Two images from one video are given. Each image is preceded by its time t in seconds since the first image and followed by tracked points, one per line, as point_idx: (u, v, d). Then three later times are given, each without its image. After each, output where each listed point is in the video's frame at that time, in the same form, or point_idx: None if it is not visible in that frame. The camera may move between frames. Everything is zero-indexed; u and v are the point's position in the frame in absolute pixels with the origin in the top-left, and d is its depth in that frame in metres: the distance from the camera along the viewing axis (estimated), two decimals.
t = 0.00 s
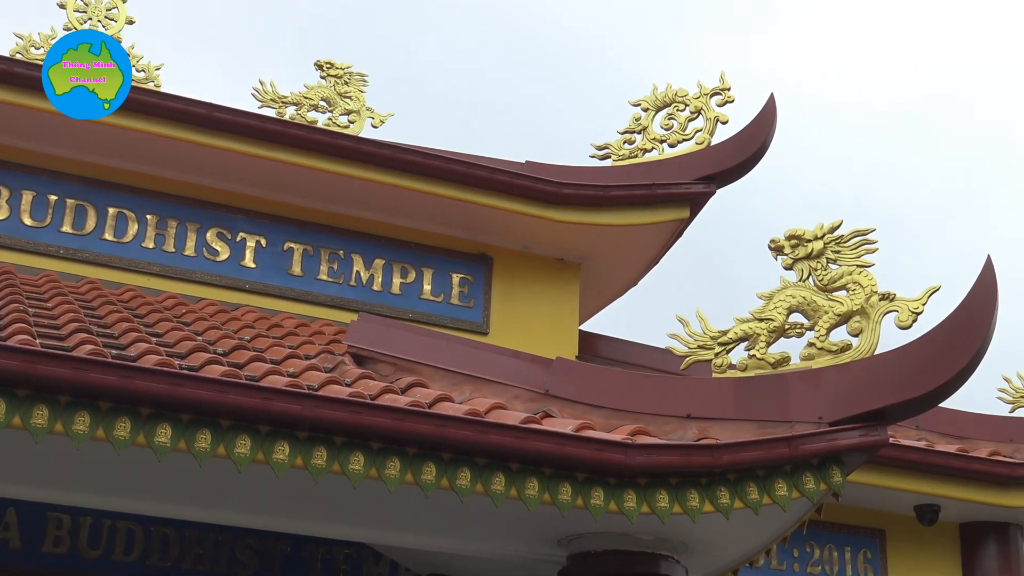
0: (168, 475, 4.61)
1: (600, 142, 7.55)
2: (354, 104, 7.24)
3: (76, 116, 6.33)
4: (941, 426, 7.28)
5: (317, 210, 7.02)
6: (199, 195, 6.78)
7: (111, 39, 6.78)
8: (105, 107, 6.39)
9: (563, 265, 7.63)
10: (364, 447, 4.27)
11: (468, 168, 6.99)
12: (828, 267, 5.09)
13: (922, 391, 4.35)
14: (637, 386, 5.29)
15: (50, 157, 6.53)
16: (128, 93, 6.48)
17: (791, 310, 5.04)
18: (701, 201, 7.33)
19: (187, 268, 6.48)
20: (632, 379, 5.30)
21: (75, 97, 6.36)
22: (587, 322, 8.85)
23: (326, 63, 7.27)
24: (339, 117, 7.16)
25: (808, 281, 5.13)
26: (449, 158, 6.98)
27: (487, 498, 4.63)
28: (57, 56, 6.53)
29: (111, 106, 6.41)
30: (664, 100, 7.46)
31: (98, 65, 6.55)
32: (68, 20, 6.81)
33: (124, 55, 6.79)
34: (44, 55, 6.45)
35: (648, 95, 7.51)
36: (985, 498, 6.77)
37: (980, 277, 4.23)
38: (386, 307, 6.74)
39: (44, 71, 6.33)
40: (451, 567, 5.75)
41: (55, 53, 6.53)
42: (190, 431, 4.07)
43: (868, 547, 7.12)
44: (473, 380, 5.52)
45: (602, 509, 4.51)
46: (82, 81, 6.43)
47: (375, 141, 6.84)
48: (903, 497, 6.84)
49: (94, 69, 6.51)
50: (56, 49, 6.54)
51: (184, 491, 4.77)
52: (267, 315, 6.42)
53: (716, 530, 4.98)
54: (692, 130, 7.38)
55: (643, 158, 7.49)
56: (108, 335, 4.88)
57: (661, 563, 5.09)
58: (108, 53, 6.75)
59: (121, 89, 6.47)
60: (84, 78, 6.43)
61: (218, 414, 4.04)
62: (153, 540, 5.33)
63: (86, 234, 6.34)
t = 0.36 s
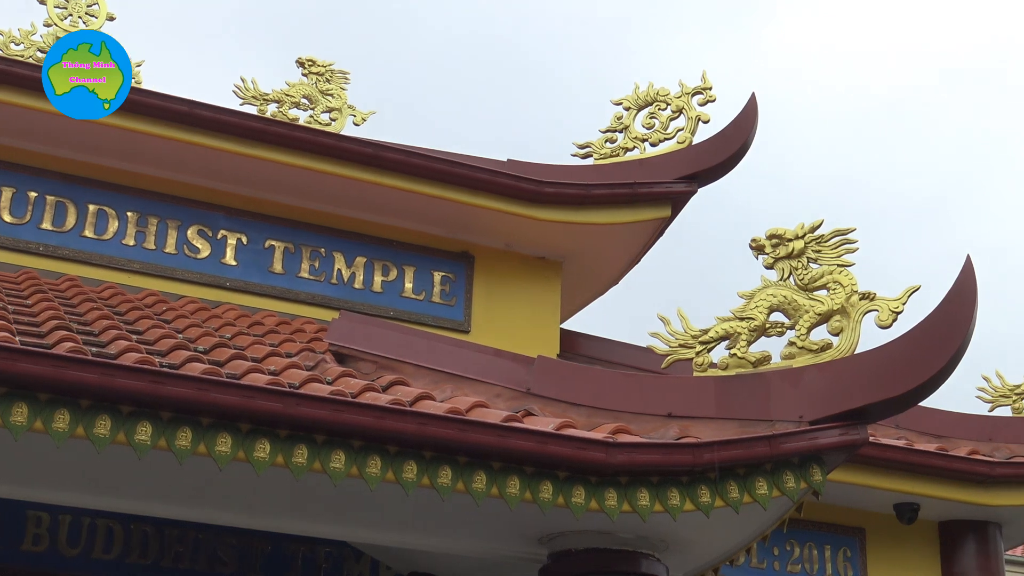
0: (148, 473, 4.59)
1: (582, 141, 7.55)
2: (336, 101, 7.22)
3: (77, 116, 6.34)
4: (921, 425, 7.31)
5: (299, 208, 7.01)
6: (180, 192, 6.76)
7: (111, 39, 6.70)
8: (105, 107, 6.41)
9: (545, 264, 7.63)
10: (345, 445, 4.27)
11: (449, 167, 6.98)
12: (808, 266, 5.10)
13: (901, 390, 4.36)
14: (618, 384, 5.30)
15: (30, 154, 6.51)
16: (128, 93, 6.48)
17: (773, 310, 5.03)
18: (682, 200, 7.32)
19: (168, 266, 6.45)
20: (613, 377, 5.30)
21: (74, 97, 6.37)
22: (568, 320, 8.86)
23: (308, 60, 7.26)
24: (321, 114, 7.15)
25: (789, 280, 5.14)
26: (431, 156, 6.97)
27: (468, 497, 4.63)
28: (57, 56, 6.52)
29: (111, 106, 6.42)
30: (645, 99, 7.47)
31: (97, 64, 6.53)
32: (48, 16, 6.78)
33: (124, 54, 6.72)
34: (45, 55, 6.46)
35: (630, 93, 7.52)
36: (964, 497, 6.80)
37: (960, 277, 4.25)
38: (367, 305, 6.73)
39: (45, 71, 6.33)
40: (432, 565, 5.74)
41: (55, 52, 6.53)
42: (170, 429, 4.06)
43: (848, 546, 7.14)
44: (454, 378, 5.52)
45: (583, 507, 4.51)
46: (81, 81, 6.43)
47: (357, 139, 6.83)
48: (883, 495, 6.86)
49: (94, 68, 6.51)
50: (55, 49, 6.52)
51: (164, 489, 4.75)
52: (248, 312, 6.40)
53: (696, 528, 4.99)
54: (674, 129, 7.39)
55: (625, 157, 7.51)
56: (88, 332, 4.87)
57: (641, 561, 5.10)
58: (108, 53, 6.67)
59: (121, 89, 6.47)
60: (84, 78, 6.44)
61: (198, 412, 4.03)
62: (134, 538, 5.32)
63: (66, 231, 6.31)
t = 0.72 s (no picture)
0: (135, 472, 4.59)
1: (570, 141, 7.56)
2: (323, 100, 7.22)
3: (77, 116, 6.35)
4: (907, 425, 7.32)
5: (286, 207, 7.00)
6: (167, 191, 6.75)
7: (111, 39, 6.70)
8: (105, 107, 6.41)
9: (532, 263, 7.64)
10: (333, 444, 4.27)
11: (437, 166, 6.98)
12: (796, 266, 5.11)
13: (888, 388, 4.38)
14: (605, 384, 5.30)
15: (16, 152, 6.49)
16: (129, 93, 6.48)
17: (760, 309, 5.04)
18: (669, 200, 7.33)
19: (155, 264, 6.44)
20: (600, 377, 5.31)
21: (75, 97, 6.38)
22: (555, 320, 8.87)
23: (296, 58, 7.25)
24: (308, 113, 7.14)
25: (776, 280, 5.14)
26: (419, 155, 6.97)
27: (455, 496, 4.63)
28: (58, 56, 6.51)
29: (111, 106, 6.42)
30: (633, 99, 7.48)
31: (98, 65, 6.53)
32: (35, 14, 6.76)
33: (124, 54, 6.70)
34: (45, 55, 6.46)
35: (618, 93, 7.53)
36: (949, 496, 6.82)
37: (945, 276, 4.26)
38: (355, 304, 6.72)
39: (45, 72, 6.33)
40: (419, 564, 5.74)
41: (55, 52, 6.52)
42: (157, 428, 4.05)
43: (834, 545, 7.16)
44: (441, 377, 5.52)
45: (570, 506, 4.52)
46: (81, 81, 6.44)
47: (344, 137, 6.83)
48: (869, 495, 6.87)
49: (94, 68, 6.50)
50: (55, 49, 6.52)
51: (151, 488, 4.75)
52: (235, 311, 6.39)
53: (683, 528, 5.00)
54: (662, 129, 7.40)
55: (612, 156, 7.52)
56: (74, 331, 4.85)
57: (629, 561, 5.11)
58: (108, 53, 6.66)
59: (121, 89, 6.46)
60: (84, 78, 6.45)
61: (185, 410, 4.02)
62: (120, 537, 5.31)
63: (52, 229, 6.29)
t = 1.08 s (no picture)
0: (121, 470, 4.58)
1: (558, 139, 7.56)
2: (311, 98, 7.21)
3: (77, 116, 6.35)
4: (893, 424, 7.34)
5: (272, 204, 6.98)
6: (154, 188, 6.73)
7: (111, 39, 6.71)
8: (105, 107, 6.41)
9: (520, 261, 7.64)
10: (320, 442, 4.26)
11: (424, 164, 6.98)
12: (783, 265, 5.11)
13: (875, 387, 4.38)
14: (593, 383, 5.30)
15: (3, 149, 6.47)
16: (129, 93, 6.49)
17: (747, 309, 5.05)
18: (657, 199, 7.35)
19: (142, 262, 6.42)
20: (588, 375, 5.31)
21: (75, 97, 6.38)
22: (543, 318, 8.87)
23: (283, 56, 7.24)
24: (296, 110, 7.13)
25: (763, 279, 5.15)
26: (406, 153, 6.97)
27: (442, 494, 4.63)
28: (58, 57, 6.52)
29: (111, 106, 6.42)
30: (621, 98, 7.48)
31: (98, 65, 6.53)
32: (22, 10, 6.73)
33: (124, 54, 6.71)
34: (45, 55, 6.45)
35: (606, 92, 7.53)
36: (936, 495, 6.84)
37: (932, 276, 4.27)
38: (342, 302, 6.71)
39: (45, 72, 6.33)
40: (407, 563, 5.74)
41: (55, 53, 6.52)
42: (144, 426, 4.05)
43: (821, 544, 7.18)
44: (429, 376, 5.52)
45: (557, 505, 4.52)
46: (81, 81, 6.44)
47: (332, 135, 6.83)
48: (855, 494, 6.89)
49: (94, 69, 6.51)
50: (55, 49, 6.51)
51: (137, 486, 4.74)
52: (222, 309, 6.38)
53: (670, 527, 5.00)
54: (650, 128, 7.40)
55: (600, 155, 7.53)
56: (61, 328, 4.84)
57: (616, 559, 5.11)
58: (108, 54, 6.68)
59: (121, 89, 6.47)
60: (84, 78, 6.45)
61: (172, 408, 4.02)
62: (106, 536, 5.30)
63: (39, 227, 6.26)
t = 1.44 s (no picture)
0: (106, 467, 4.57)
1: (545, 137, 7.56)
2: (298, 95, 7.20)
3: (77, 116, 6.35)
4: (878, 423, 7.35)
5: (258, 202, 6.97)
6: (140, 185, 6.71)
7: (111, 39, 6.71)
8: (105, 107, 6.42)
9: (507, 259, 7.64)
10: (305, 440, 4.26)
11: (411, 162, 6.98)
12: (769, 264, 5.12)
13: (859, 387, 4.40)
14: (579, 381, 5.30)
15: None
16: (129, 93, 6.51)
17: (732, 307, 5.06)
18: (645, 197, 7.36)
19: (127, 259, 6.40)
20: (574, 374, 5.31)
21: (75, 97, 6.38)
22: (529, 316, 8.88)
23: (270, 53, 7.23)
24: (282, 108, 7.12)
25: (749, 278, 5.15)
26: (392, 151, 6.96)
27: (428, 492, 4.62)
28: (58, 56, 6.51)
29: (111, 106, 6.44)
30: (608, 96, 7.48)
31: (98, 65, 6.54)
32: (7, 6, 6.71)
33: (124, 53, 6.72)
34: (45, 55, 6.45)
35: (593, 90, 7.53)
36: (921, 494, 6.86)
37: (917, 276, 4.28)
38: (328, 299, 6.71)
39: (45, 71, 6.33)
40: (393, 561, 5.74)
41: (54, 52, 6.51)
42: (129, 424, 4.03)
43: (806, 542, 7.19)
44: (415, 374, 5.52)
45: (543, 503, 4.52)
46: (81, 81, 6.45)
47: (318, 133, 6.82)
48: (840, 492, 6.90)
49: (94, 69, 6.51)
50: (55, 49, 6.51)
51: (122, 483, 4.73)
52: (207, 306, 6.37)
53: (656, 525, 5.01)
54: (637, 127, 7.41)
55: (586, 153, 7.53)
56: (46, 326, 4.83)
57: (601, 557, 5.11)
58: (108, 53, 6.69)
59: (121, 88, 6.49)
60: (84, 78, 6.45)
61: (157, 406, 4.01)
62: (91, 533, 5.29)
63: (24, 223, 6.24)
